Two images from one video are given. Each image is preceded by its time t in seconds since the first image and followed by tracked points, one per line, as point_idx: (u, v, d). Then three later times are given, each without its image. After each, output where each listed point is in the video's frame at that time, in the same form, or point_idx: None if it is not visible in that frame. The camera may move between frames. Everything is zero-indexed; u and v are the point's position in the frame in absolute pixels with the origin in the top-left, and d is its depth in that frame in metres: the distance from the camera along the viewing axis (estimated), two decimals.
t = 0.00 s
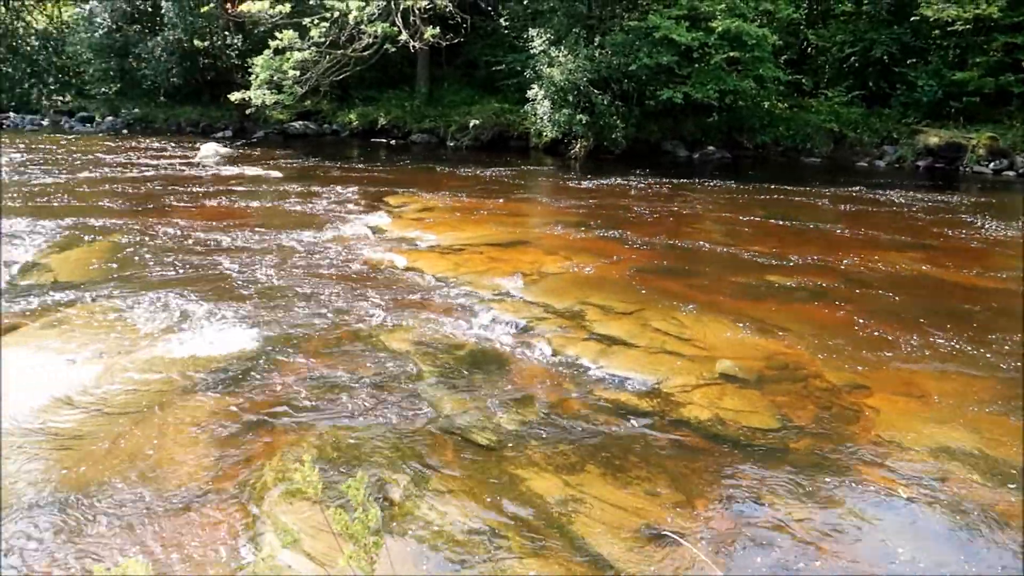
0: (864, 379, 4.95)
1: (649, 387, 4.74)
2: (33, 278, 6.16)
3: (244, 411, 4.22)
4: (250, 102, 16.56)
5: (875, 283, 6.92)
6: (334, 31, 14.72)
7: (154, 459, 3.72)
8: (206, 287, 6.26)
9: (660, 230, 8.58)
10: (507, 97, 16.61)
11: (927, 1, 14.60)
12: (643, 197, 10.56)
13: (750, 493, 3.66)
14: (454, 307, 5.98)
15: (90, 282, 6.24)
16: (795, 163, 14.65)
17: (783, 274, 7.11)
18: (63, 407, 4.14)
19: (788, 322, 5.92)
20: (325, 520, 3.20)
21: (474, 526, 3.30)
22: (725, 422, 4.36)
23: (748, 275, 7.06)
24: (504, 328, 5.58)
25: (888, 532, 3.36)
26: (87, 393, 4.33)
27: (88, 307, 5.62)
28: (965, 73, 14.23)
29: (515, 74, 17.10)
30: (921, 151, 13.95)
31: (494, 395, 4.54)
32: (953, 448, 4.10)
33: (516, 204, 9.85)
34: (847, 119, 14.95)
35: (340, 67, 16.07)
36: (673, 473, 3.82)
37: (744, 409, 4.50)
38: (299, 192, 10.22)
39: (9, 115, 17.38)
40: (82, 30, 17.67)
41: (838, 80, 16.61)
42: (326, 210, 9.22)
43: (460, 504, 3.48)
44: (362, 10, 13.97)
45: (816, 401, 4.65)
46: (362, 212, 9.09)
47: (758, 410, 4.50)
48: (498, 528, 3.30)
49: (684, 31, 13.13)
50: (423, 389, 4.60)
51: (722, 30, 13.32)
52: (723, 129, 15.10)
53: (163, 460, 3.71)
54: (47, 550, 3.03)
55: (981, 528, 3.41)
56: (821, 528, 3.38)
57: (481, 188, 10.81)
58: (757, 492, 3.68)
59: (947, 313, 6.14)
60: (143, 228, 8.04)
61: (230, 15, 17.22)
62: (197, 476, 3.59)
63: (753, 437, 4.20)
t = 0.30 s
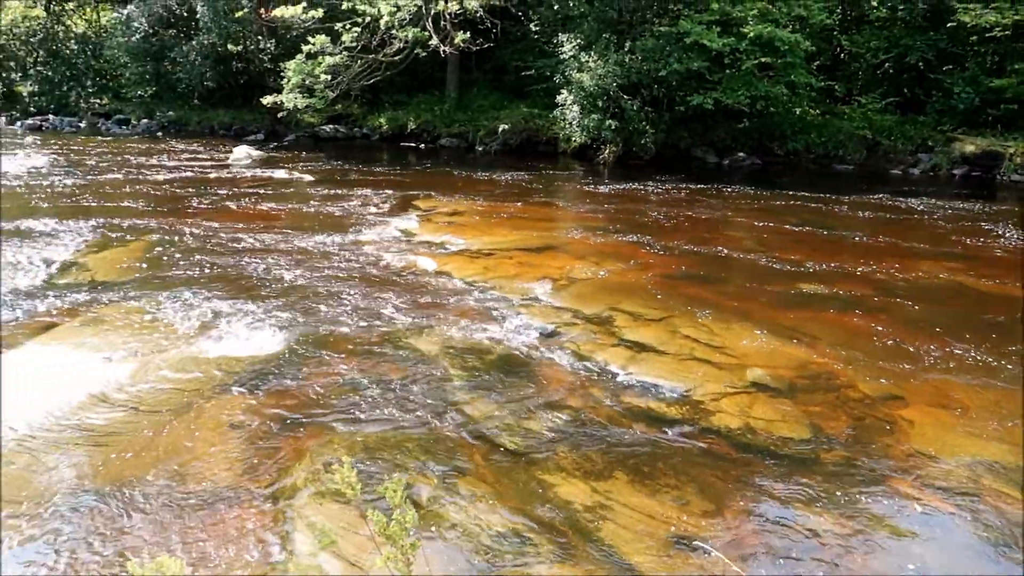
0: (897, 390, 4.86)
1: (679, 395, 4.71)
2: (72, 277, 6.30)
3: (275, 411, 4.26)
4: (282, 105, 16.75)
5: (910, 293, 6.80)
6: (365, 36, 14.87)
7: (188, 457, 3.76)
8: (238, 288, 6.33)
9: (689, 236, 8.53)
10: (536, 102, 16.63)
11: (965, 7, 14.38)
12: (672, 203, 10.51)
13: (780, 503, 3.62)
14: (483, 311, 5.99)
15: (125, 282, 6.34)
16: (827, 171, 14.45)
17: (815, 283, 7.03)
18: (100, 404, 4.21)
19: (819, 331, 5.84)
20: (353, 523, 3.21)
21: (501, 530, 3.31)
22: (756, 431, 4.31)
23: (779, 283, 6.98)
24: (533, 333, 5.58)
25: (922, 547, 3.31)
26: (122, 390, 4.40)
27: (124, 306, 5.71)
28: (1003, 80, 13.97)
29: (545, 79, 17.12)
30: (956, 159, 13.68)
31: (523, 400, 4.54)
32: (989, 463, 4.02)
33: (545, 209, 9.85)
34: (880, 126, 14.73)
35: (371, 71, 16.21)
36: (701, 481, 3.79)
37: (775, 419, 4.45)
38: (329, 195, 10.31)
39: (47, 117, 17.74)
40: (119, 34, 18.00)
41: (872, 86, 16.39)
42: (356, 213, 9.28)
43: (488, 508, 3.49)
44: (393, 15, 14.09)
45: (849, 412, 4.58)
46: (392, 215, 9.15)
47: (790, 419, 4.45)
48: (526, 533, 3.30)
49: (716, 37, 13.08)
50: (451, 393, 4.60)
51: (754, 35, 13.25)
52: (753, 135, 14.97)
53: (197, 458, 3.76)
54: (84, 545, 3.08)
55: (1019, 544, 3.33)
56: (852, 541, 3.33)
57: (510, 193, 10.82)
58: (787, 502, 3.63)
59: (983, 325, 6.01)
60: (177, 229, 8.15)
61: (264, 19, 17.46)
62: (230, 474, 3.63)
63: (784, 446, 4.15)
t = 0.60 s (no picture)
0: (939, 405, 4.76)
1: (714, 406, 4.66)
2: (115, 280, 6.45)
3: (312, 414, 4.32)
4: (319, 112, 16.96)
5: (953, 304, 6.65)
6: (403, 44, 15.01)
7: (226, 458, 3.83)
8: (275, 291, 6.43)
9: (725, 245, 8.46)
10: (571, 110, 16.64)
11: (1010, 14, 14.09)
12: (707, 212, 10.44)
13: (816, 517, 3.58)
14: (518, 318, 6.00)
15: (165, 285, 6.47)
16: (866, 179, 14.22)
17: (853, 294, 6.92)
18: (142, 404, 4.30)
19: (858, 343, 5.75)
20: (389, 527, 3.25)
21: (535, 538, 3.31)
22: (793, 443, 4.26)
23: (816, 293, 6.89)
24: (567, 341, 5.57)
25: (965, 565, 3.24)
26: (162, 391, 4.48)
27: (163, 308, 5.82)
28: None
29: (580, 86, 17.15)
30: (1001, 169, 13.36)
31: (556, 408, 4.54)
32: None
33: (579, 216, 9.84)
34: (922, 134, 14.46)
35: (408, 79, 16.37)
36: (737, 493, 3.75)
37: (814, 432, 4.39)
38: (365, 200, 10.42)
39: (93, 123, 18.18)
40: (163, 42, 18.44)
41: (913, 94, 16.13)
42: (391, 219, 9.35)
43: (521, 515, 3.49)
44: (430, 23, 14.21)
45: (889, 426, 4.50)
46: (427, 221, 9.23)
47: (828, 432, 4.39)
48: (560, 541, 3.30)
49: (753, 44, 12.98)
50: (485, 399, 4.62)
51: (792, 42, 13.12)
52: (791, 143, 14.81)
53: (233, 458, 3.81)
54: (126, 541, 3.15)
55: None
56: (892, 557, 3.27)
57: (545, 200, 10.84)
58: (825, 517, 3.58)
59: None
60: (217, 234, 8.29)
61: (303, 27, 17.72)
62: (268, 476, 3.68)
63: (822, 460, 4.10)
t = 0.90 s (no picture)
0: (989, 422, 4.63)
1: (756, 419, 4.60)
2: (163, 283, 6.60)
3: (354, 419, 4.36)
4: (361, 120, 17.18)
5: (1005, 320, 6.45)
6: (444, 53, 15.13)
7: (269, 460, 3.88)
8: (318, 297, 6.52)
9: (767, 256, 8.37)
10: (612, 119, 16.62)
11: None
12: (749, 223, 10.34)
13: (862, 536, 3.50)
14: (557, 327, 6.00)
15: (210, 290, 6.60)
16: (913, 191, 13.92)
17: (900, 307, 6.77)
18: (187, 406, 4.39)
19: (905, 358, 5.63)
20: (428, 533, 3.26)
21: (572, 548, 3.30)
22: (837, 459, 4.18)
23: (862, 306, 6.77)
24: (606, 351, 5.55)
25: None
26: (207, 393, 4.57)
27: (210, 313, 5.94)
28: None
29: (621, 95, 17.17)
30: None
31: (595, 418, 4.52)
32: None
33: (619, 225, 9.81)
34: (972, 145, 14.14)
35: (449, 88, 16.50)
36: (779, 508, 3.70)
37: (859, 448, 4.31)
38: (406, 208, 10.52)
39: (143, 131, 18.65)
40: (212, 51, 18.90)
41: (963, 105, 15.82)
42: (430, 226, 9.43)
43: (560, 525, 3.48)
44: (472, 33, 14.30)
45: (937, 443, 4.40)
46: (467, 230, 9.27)
47: (873, 448, 4.31)
48: (598, 552, 3.28)
49: (797, 54, 12.85)
50: (525, 408, 4.63)
51: (838, 52, 12.95)
52: (835, 154, 14.60)
53: (276, 461, 3.87)
54: (169, 539, 3.21)
55: None
56: None
57: (585, 209, 10.82)
58: (869, 535, 3.51)
59: None
60: (262, 240, 8.43)
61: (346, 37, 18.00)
62: (309, 479, 3.73)
63: (866, 477, 4.02)
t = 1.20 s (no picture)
0: None
1: (799, 428, 4.54)
2: (208, 283, 6.76)
3: (394, 420, 4.41)
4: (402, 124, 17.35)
5: None
6: (484, 57, 15.18)
7: (310, 459, 3.93)
8: (360, 298, 6.59)
9: (810, 262, 8.25)
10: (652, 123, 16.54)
11: None
12: (790, 228, 10.21)
13: (910, 549, 3.43)
14: (596, 332, 5.99)
15: (254, 290, 6.73)
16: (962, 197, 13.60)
17: (948, 316, 6.62)
18: (231, 404, 4.48)
19: (953, 367, 5.50)
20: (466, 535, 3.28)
21: (611, 553, 3.29)
22: (882, 470, 4.10)
23: (908, 314, 6.63)
24: (646, 355, 5.52)
25: None
26: (251, 391, 4.66)
27: (254, 312, 6.05)
28: None
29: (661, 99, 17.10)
30: None
31: (635, 423, 4.50)
32: None
33: (659, 230, 9.76)
34: None
35: (489, 92, 16.57)
36: (823, 519, 3.64)
37: (905, 459, 4.22)
38: (446, 211, 10.60)
39: (190, 134, 19.07)
40: (257, 56, 19.24)
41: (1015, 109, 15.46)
42: (469, 229, 9.48)
43: (599, 530, 3.47)
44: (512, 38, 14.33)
45: (986, 455, 4.29)
46: (506, 233, 9.30)
47: (920, 459, 4.22)
48: (638, 559, 3.27)
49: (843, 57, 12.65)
50: (564, 412, 4.63)
51: (885, 55, 12.72)
52: (881, 159, 14.34)
53: (318, 459, 3.92)
54: (213, 534, 3.27)
55: None
56: None
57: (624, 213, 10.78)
58: (916, 549, 3.44)
59: None
60: (305, 241, 8.56)
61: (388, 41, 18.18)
62: (350, 478, 3.77)
63: (913, 488, 3.93)
